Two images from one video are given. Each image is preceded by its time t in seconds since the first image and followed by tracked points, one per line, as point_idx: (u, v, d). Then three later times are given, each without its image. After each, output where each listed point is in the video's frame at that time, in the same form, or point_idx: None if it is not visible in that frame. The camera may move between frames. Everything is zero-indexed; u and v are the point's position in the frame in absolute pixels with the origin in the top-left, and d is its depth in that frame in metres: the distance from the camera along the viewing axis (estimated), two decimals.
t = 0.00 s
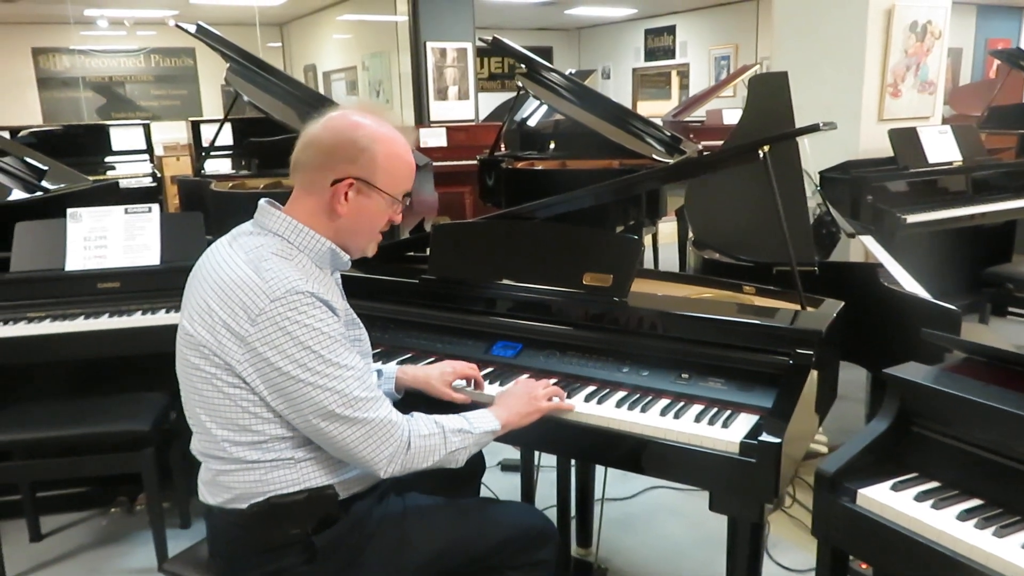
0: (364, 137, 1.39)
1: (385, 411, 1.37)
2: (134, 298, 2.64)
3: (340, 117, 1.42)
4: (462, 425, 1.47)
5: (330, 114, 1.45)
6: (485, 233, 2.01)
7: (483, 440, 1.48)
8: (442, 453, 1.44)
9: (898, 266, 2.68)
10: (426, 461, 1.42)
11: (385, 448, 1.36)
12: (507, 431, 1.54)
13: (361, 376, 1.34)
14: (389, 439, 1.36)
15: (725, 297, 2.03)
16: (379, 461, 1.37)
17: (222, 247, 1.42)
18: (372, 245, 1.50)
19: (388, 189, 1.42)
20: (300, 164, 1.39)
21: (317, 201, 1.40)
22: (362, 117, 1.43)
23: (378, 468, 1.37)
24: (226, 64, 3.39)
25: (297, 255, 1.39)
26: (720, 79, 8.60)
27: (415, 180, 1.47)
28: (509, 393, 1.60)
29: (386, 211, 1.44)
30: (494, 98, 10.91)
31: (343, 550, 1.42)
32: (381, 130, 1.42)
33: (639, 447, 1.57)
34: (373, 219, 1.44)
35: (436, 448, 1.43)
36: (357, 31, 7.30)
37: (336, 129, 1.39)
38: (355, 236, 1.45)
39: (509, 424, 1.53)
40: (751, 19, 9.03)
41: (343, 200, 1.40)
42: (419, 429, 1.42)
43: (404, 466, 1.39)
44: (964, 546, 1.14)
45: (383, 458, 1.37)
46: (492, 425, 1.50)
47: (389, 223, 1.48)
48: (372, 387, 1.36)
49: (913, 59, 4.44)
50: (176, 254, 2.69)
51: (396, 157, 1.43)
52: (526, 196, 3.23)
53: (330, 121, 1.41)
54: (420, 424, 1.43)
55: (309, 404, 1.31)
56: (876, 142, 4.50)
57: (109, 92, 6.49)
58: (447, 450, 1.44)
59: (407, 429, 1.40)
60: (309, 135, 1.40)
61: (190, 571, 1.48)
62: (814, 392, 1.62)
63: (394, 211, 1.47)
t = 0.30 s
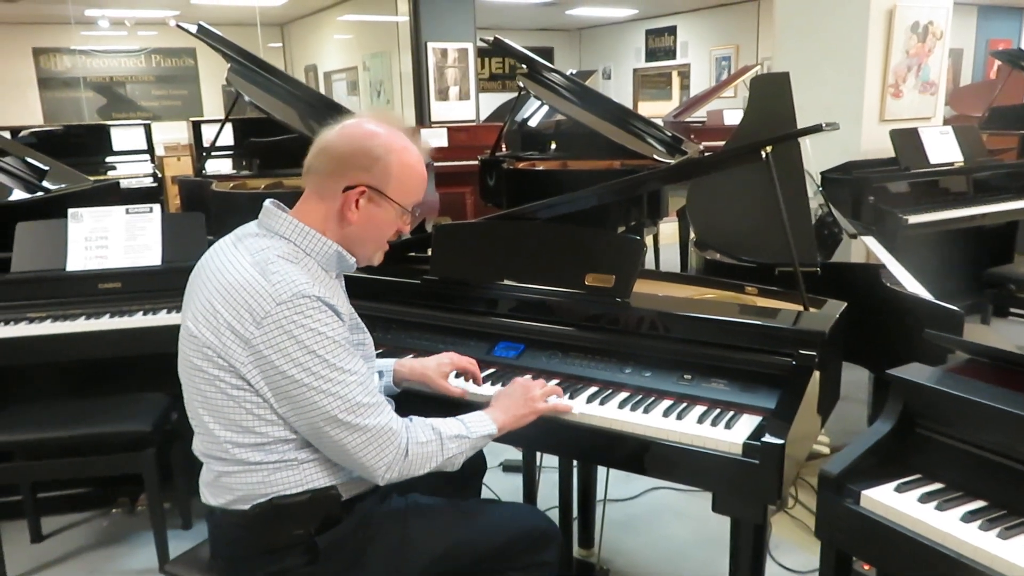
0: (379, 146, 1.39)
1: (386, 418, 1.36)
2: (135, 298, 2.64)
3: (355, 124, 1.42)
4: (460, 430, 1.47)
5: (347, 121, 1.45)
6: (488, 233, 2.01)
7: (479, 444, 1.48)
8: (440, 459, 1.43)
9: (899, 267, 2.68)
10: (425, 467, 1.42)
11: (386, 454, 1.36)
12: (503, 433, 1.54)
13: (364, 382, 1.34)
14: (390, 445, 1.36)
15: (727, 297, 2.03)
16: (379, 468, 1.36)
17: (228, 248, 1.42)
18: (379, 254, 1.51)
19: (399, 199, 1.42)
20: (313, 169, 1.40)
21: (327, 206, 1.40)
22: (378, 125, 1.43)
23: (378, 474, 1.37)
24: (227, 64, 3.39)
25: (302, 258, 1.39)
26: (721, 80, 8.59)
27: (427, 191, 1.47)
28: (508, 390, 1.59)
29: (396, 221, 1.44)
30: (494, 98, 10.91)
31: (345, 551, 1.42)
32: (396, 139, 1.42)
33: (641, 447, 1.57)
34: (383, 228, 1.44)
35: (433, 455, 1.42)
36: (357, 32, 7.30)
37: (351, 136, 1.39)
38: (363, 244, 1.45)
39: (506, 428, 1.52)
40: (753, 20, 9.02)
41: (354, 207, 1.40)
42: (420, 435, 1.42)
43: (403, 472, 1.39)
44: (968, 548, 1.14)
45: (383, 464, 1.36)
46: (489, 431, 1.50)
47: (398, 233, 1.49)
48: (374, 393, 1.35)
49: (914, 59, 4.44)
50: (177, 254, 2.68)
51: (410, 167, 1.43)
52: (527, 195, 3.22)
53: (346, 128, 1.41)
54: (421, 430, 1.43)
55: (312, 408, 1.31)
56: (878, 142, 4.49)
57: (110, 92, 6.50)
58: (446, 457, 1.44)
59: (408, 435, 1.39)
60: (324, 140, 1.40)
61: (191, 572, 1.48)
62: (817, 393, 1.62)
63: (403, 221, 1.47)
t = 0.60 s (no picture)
0: (386, 147, 1.38)
1: (392, 418, 1.35)
2: (134, 300, 2.63)
3: (362, 124, 1.41)
4: (464, 431, 1.46)
5: (353, 121, 1.44)
6: (489, 233, 1.99)
7: (485, 446, 1.47)
8: (445, 460, 1.42)
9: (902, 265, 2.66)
10: (431, 467, 1.41)
11: (392, 454, 1.35)
12: (508, 437, 1.52)
13: (369, 382, 1.33)
14: (395, 445, 1.35)
15: (731, 297, 2.01)
16: (385, 468, 1.35)
17: (231, 248, 1.40)
18: (381, 255, 1.50)
19: (405, 200, 1.42)
20: (319, 168, 1.38)
21: (333, 205, 1.39)
22: (385, 126, 1.42)
23: (383, 476, 1.36)
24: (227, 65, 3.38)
25: (306, 257, 1.37)
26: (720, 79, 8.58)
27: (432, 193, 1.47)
28: (516, 397, 1.56)
29: (400, 222, 1.44)
30: (493, 98, 10.90)
31: (348, 554, 1.41)
32: (403, 140, 1.41)
33: (645, 448, 1.56)
34: (387, 229, 1.43)
35: (439, 456, 1.41)
36: (356, 32, 7.30)
37: (359, 136, 1.38)
38: (367, 245, 1.44)
39: (511, 431, 1.51)
40: (752, 18, 9.01)
41: (359, 207, 1.39)
42: (425, 436, 1.41)
43: (408, 472, 1.38)
44: (978, 549, 1.12)
45: (389, 465, 1.35)
46: (493, 433, 1.48)
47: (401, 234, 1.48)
48: (380, 394, 1.34)
49: (915, 57, 4.43)
50: (177, 255, 2.67)
51: (416, 169, 1.42)
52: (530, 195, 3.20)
53: (353, 128, 1.40)
54: (425, 431, 1.42)
55: (317, 409, 1.30)
56: (878, 141, 4.49)
57: (108, 93, 6.47)
58: (450, 458, 1.43)
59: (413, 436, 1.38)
60: (330, 139, 1.39)
61: None
62: (822, 393, 1.61)
63: (407, 223, 1.46)
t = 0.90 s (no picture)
0: (391, 145, 1.39)
1: (393, 419, 1.34)
2: (128, 301, 2.59)
3: (359, 121, 1.39)
4: (461, 423, 1.47)
5: (346, 117, 1.41)
6: (488, 232, 1.98)
7: (480, 435, 1.49)
8: (446, 456, 1.43)
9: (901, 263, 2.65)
10: (431, 466, 1.41)
11: (395, 455, 1.34)
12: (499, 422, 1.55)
13: (371, 382, 1.31)
14: (398, 446, 1.34)
15: (732, 296, 2.00)
16: (388, 470, 1.34)
17: (224, 251, 1.38)
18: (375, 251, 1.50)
19: (406, 196, 1.43)
20: (322, 167, 1.36)
21: (339, 205, 1.38)
22: (380, 122, 1.41)
23: (387, 478, 1.34)
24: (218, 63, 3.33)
25: (301, 258, 1.36)
26: (712, 77, 8.59)
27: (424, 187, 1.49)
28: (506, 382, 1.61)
29: (399, 217, 1.45)
30: (486, 96, 10.88)
31: (349, 558, 1.39)
32: (400, 137, 1.42)
33: (649, 449, 1.54)
34: (389, 224, 1.44)
35: (439, 453, 1.42)
36: (347, 30, 7.29)
37: (363, 134, 1.36)
38: (369, 242, 1.44)
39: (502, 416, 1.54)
40: (744, 16, 9.02)
41: (366, 206, 1.39)
42: (424, 435, 1.40)
43: (410, 473, 1.37)
44: (989, 550, 1.11)
45: (392, 466, 1.34)
46: (488, 418, 1.51)
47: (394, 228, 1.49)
48: (382, 394, 1.33)
49: (909, 55, 4.44)
50: (172, 255, 2.64)
51: (414, 165, 1.44)
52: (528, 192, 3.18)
53: (352, 126, 1.38)
54: (423, 429, 1.41)
55: (321, 412, 1.28)
56: (873, 138, 4.49)
57: (98, 92, 6.43)
58: (449, 453, 1.44)
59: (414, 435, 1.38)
60: (330, 137, 1.36)
61: None
62: (825, 392, 1.60)
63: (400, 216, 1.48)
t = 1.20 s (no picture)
0: (377, 141, 1.37)
1: (390, 416, 1.33)
2: (121, 300, 2.56)
3: (344, 117, 1.37)
4: (432, 423, 1.49)
5: (329, 112, 1.39)
6: (490, 232, 1.95)
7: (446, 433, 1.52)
8: (428, 455, 1.44)
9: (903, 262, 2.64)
10: (418, 464, 1.42)
11: (394, 453, 1.34)
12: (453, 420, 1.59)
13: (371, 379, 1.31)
14: (397, 444, 1.34)
15: (735, 296, 1.99)
16: (388, 467, 1.34)
17: (215, 250, 1.33)
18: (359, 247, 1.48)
19: (392, 190, 1.42)
20: (310, 164, 1.33)
21: (328, 202, 1.35)
22: (363, 117, 1.40)
23: (387, 477, 1.34)
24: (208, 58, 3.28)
25: (292, 254, 1.33)
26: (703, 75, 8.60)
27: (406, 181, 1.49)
28: (447, 381, 1.64)
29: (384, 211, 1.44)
30: (476, 93, 10.85)
31: (354, 563, 1.37)
32: (384, 132, 1.41)
33: (656, 451, 1.53)
34: (375, 219, 1.43)
35: (425, 451, 1.43)
36: (337, 25, 7.31)
37: (351, 131, 1.35)
38: (356, 238, 1.42)
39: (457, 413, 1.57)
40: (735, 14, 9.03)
41: (355, 202, 1.37)
42: (412, 434, 1.41)
43: (405, 471, 1.38)
44: (1005, 555, 1.10)
45: (390, 464, 1.34)
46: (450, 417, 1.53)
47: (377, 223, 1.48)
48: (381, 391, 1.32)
49: (903, 53, 4.44)
50: (166, 254, 2.61)
51: (398, 160, 1.43)
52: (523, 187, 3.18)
53: (337, 122, 1.36)
54: (407, 430, 1.42)
55: (328, 413, 1.25)
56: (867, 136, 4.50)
57: (85, 88, 6.35)
58: (431, 450, 1.45)
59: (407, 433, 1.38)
60: (316, 134, 1.34)
61: None
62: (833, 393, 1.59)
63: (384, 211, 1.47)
